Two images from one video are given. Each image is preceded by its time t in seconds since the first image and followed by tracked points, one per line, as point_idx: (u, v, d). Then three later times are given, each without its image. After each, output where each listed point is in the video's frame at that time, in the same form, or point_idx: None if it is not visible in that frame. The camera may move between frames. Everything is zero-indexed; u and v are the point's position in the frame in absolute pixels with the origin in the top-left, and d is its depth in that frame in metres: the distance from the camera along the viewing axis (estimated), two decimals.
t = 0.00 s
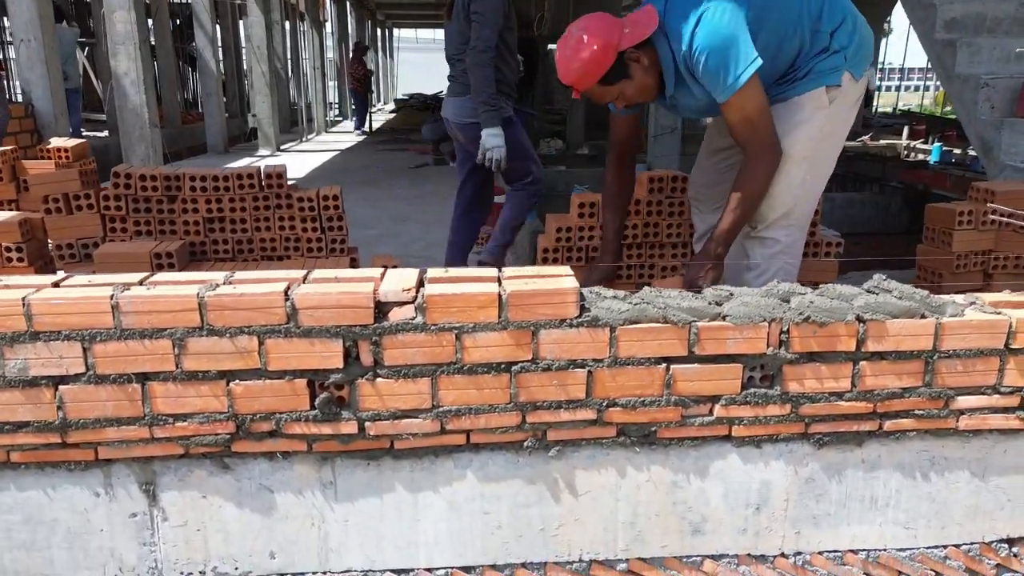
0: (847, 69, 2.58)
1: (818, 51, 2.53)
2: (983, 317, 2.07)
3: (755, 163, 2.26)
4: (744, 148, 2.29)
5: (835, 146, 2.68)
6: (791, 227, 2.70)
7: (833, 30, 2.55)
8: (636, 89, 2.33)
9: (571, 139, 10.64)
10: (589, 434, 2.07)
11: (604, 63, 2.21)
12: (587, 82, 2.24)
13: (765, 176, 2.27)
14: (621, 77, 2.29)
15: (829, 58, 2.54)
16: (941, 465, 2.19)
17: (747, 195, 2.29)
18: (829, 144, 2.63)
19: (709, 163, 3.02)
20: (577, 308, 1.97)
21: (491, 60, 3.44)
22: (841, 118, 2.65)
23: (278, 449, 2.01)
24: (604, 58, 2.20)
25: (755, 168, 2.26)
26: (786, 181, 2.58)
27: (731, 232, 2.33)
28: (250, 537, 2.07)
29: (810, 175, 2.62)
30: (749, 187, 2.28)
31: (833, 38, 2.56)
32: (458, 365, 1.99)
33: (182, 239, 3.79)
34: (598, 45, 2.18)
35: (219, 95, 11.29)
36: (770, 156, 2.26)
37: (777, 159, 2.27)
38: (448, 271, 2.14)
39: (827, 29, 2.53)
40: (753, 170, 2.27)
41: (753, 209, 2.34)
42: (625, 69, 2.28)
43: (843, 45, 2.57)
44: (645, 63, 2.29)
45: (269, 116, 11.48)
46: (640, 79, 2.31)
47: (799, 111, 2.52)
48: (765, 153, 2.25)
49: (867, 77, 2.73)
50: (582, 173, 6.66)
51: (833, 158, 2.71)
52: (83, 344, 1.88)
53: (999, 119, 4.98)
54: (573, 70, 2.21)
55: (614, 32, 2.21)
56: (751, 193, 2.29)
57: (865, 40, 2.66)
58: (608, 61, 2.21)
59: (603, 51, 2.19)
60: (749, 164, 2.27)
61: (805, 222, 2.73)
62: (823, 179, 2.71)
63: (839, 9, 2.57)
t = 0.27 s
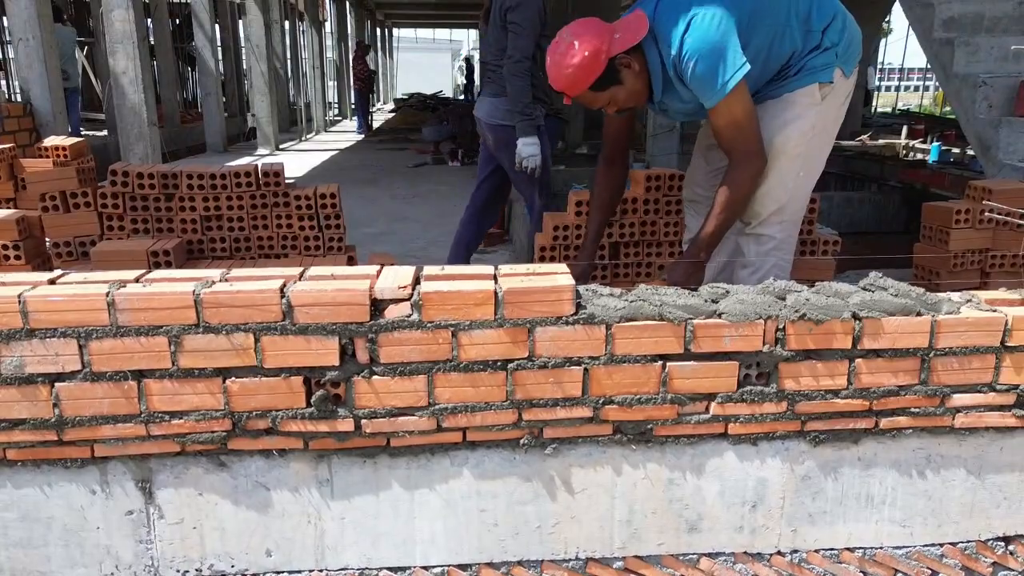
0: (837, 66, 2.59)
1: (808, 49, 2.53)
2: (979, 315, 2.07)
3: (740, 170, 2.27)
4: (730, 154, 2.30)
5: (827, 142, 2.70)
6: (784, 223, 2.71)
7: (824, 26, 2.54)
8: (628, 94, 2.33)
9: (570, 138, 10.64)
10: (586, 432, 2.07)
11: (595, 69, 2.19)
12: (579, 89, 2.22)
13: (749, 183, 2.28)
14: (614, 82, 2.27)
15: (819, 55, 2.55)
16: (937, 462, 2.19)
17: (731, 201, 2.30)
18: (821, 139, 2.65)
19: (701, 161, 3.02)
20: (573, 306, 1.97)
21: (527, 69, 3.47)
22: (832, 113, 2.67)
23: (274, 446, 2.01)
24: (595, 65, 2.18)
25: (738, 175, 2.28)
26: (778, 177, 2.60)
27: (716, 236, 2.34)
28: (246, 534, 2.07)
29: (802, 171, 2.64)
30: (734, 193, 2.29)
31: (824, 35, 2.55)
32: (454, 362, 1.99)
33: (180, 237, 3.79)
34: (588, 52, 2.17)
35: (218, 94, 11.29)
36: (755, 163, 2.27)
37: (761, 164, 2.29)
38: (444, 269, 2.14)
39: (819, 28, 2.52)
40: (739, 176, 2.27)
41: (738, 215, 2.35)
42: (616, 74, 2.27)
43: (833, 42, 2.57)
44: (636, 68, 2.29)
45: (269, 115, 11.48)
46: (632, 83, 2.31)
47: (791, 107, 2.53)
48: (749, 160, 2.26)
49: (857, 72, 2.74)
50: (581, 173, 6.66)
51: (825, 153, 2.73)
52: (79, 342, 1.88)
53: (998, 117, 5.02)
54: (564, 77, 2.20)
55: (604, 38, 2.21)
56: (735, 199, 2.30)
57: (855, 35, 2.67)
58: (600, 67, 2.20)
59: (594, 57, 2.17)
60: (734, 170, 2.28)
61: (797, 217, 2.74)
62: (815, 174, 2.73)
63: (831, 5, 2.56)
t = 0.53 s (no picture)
0: (830, 61, 2.60)
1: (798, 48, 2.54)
2: (984, 312, 2.06)
3: (731, 181, 2.29)
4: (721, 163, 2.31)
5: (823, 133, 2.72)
6: (783, 216, 2.72)
7: (812, 24, 2.56)
8: (627, 111, 2.34)
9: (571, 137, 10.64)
10: (591, 429, 2.07)
11: (591, 89, 2.21)
12: (576, 110, 2.24)
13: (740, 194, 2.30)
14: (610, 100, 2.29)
15: (810, 52, 2.56)
16: (942, 460, 2.19)
17: (723, 209, 2.32)
18: (816, 132, 2.67)
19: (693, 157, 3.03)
20: (578, 303, 1.97)
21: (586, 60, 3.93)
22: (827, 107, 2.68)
23: (279, 444, 2.01)
24: (590, 85, 2.20)
25: (728, 184, 2.29)
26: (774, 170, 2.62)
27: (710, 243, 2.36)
28: (251, 532, 2.07)
29: (798, 163, 2.65)
30: (725, 202, 2.31)
31: (813, 32, 2.57)
32: (459, 360, 1.99)
33: (182, 236, 3.79)
34: (582, 73, 2.19)
35: (219, 93, 11.29)
36: (746, 173, 2.28)
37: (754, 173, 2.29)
38: (448, 266, 2.13)
39: (806, 26, 2.54)
40: (732, 183, 2.28)
41: (731, 223, 2.36)
42: (613, 92, 2.28)
43: (824, 39, 2.58)
44: (630, 85, 2.30)
45: (269, 114, 11.48)
46: (629, 98, 2.32)
47: (783, 102, 2.55)
48: (741, 170, 2.27)
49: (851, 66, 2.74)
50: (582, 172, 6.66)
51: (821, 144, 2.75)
52: (83, 339, 1.88)
53: (1000, 116, 5.01)
54: (560, 99, 2.22)
55: (598, 59, 2.23)
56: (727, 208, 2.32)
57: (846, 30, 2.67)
58: (595, 88, 2.21)
59: (588, 79, 2.19)
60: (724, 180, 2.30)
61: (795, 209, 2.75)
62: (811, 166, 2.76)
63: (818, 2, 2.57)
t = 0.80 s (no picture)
0: (828, 52, 2.60)
1: (797, 38, 2.54)
2: (998, 306, 2.05)
3: (724, 161, 2.30)
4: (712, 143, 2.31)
5: (822, 124, 2.72)
6: (788, 206, 2.72)
7: (811, 15, 2.56)
8: (619, 82, 2.32)
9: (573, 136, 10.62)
10: (601, 424, 2.06)
11: (586, 55, 2.18)
12: (570, 77, 2.21)
13: (734, 172, 2.31)
14: (604, 69, 2.26)
15: (808, 43, 2.56)
16: (954, 455, 2.17)
17: (716, 187, 2.33)
18: (815, 123, 2.67)
19: (694, 148, 3.01)
20: (589, 297, 1.96)
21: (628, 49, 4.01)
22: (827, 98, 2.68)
23: (288, 438, 2.00)
24: (585, 51, 2.17)
25: (720, 164, 2.30)
26: (776, 161, 2.62)
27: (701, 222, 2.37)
28: (259, 527, 2.05)
29: (799, 154, 2.66)
30: (717, 181, 2.32)
31: (812, 23, 2.56)
32: (469, 354, 1.97)
33: (188, 231, 3.78)
34: (578, 39, 2.16)
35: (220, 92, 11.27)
36: (739, 151, 2.29)
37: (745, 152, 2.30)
38: (458, 260, 2.12)
39: (805, 17, 2.53)
40: (723, 164, 2.29)
41: (722, 202, 2.37)
42: (606, 61, 2.26)
43: (821, 29, 2.58)
44: (625, 55, 2.28)
45: (271, 113, 11.46)
46: (622, 70, 2.30)
47: (783, 94, 2.56)
48: (733, 150, 2.28)
49: (848, 57, 2.75)
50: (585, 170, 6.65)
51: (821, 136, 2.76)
52: (91, 332, 1.86)
53: (1006, 113, 4.95)
54: (554, 65, 2.19)
55: (594, 27, 2.20)
56: (719, 187, 2.33)
57: (843, 23, 2.68)
58: (590, 54, 2.18)
59: (583, 45, 2.16)
60: (717, 159, 2.30)
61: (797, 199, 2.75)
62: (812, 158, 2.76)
63: None
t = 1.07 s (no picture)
0: (822, 53, 2.59)
1: (791, 38, 2.53)
2: (1004, 307, 2.03)
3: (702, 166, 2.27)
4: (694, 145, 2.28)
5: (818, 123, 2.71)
6: (785, 204, 2.71)
7: (804, 16, 2.56)
8: (611, 79, 2.33)
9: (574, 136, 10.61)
10: (604, 426, 2.04)
11: (580, 50, 2.18)
12: (564, 71, 2.21)
13: (709, 179, 2.28)
14: (597, 64, 2.26)
15: (802, 44, 2.55)
16: (960, 457, 2.16)
17: (692, 190, 2.30)
18: (812, 122, 2.66)
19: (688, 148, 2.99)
20: (592, 297, 1.94)
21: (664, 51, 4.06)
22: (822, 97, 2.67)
23: (288, 440, 1.98)
24: (580, 45, 2.17)
25: (698, 168, 2.27)
26: (771, 159, 2.62)
27: (672, 224, 2.35)
28: (260, 529, 2.04)
29: (795, 152, 2.64)
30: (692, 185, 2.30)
31: (805, 24, 2.57)
32: (471, 355, 1.96)
33: (188, 231, 3.76)
34: (573, 33, 2.16)
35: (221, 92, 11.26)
36: (718, 158, 2.25)
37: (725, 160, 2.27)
38: (459, 260, 2.10)
39: (799, 18, 2.53)
40: (701, 167, 2.26)
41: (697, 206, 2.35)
42: (600, 57, 2.26)
43: (815, 30, 2.58)
44: (619, 52, 2.28)
45: (271, 113, 11.44)
46: (615, 67, 2.30)
47: (777, 92, 2.55)
48: (712, 157, 2.25)
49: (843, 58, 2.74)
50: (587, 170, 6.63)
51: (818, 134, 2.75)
52: (90, 333, 1.85)
53: (1010, 113, 4.93)
54: (549, 57, 2.18)
55: (590, 22, 2.20)
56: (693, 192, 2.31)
57: (836, 23, 2.68)
58: (585, 49, 2.19)
59: (579, 38, 2.17)
60: (695, 163, 2.27)
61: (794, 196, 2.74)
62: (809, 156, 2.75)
63: None
